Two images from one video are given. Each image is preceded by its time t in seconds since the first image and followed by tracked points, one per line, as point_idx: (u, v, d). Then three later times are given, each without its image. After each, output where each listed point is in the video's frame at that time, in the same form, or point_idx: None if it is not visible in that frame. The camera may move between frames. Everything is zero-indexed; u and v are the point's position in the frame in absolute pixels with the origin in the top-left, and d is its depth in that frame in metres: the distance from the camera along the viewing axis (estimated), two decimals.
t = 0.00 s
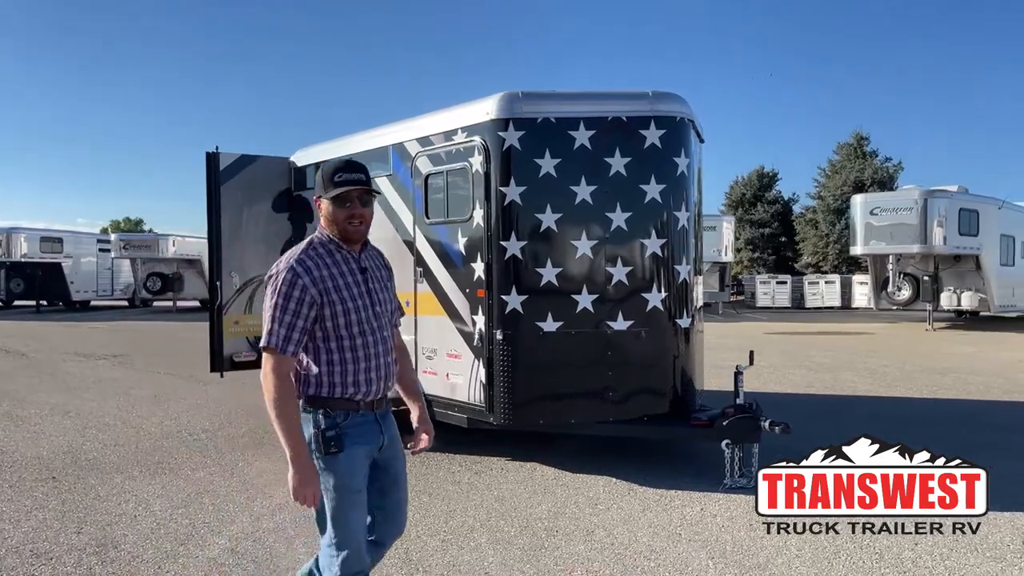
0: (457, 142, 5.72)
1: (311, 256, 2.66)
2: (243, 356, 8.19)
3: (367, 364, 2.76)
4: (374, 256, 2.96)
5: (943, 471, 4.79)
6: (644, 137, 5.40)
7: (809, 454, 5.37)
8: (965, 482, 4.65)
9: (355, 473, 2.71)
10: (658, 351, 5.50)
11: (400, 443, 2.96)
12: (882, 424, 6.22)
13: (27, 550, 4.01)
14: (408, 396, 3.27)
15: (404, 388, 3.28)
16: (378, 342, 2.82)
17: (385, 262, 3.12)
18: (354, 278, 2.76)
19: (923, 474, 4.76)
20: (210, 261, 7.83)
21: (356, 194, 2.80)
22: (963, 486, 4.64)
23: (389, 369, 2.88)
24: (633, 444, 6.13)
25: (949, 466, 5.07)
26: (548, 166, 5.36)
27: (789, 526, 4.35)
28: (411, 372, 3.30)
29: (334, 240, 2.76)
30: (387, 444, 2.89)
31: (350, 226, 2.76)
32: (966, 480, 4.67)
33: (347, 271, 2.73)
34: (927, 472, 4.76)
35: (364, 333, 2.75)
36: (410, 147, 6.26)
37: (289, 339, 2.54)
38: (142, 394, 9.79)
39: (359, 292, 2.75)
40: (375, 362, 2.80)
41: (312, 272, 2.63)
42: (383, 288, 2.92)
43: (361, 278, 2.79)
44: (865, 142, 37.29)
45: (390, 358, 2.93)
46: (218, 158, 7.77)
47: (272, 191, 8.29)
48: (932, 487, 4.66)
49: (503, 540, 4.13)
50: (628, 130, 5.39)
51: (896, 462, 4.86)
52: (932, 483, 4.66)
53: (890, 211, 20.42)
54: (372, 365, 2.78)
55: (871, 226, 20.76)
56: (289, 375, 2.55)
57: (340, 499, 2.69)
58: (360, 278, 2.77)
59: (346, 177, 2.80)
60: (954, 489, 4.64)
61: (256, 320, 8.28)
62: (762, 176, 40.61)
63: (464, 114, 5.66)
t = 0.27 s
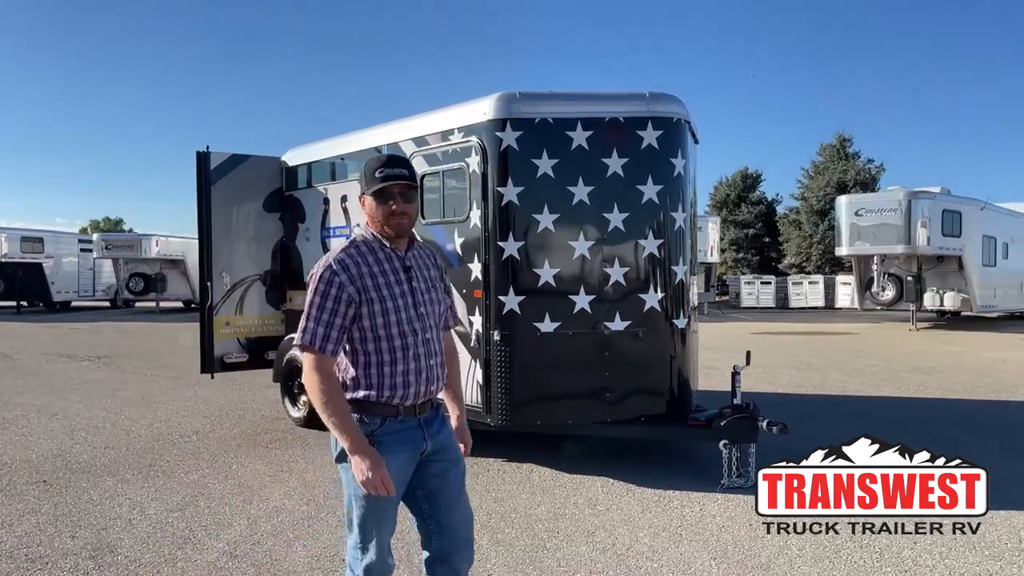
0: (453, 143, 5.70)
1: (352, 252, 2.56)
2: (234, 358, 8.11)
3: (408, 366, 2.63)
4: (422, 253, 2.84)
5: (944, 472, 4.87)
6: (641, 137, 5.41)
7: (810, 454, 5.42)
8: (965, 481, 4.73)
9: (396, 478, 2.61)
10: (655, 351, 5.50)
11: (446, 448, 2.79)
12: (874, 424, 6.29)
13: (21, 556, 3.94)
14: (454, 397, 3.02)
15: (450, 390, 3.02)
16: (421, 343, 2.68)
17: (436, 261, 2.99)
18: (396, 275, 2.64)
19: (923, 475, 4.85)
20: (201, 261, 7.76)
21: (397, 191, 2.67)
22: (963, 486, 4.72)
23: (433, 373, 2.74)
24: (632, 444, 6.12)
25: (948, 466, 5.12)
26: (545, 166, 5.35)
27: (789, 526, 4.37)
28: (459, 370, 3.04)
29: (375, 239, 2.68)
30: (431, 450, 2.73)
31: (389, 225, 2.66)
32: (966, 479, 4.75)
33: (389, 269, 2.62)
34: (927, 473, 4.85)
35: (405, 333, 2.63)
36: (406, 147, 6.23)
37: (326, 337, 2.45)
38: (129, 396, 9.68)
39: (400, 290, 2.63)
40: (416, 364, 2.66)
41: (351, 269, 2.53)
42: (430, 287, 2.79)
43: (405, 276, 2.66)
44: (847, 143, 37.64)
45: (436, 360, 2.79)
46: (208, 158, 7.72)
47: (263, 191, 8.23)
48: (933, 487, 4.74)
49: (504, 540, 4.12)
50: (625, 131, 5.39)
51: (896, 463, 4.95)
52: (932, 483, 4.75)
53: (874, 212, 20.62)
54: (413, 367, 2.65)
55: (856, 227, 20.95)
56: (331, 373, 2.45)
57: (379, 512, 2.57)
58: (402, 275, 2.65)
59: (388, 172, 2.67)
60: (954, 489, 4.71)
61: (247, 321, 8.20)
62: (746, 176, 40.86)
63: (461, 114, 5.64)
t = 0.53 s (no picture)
0: (450, 144, 5.69)
1: (405, 257, 2.56)
2: (226, 360, 8.05)
3: (453, 376, 2.57)
4: (485, 261, 2.77)
5: (944, 472, 4.97)
6: (639, 139, 5.41)
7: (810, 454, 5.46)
8: (965, 481, 4.81)
9: (431, 490, 2.55)
10: (652, 352, 5.52)
11: (493, 464, 2.68)
12: (867, 424, 6.35)
13: (16, 563, 3.89)
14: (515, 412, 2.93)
15: (511, 406, 2.94)
16: (471, 353, 2.61)
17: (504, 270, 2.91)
18: (450, 281, 2.59)
19: (923, 475, 4.94)
20: (192, 262, 7.70)
21: (459, 195, 2.62)
22: (963, 486, 4.80)
23: (483, 386, 2.65)
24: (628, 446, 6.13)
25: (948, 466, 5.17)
26: (543, 168, 5.35)
27: (788, 527, 4.37)
28: (521, 386, 2.96)
29: (434, 245, 2.64)
30: (475, 464, 2.64)
31: (446, 232, 2.61)
32: (966, 480, 4.83)
33: (442, 276, 2.58)
34: (927, 474, 4.94)
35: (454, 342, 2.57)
36: (402, 148, 6.21)
37: (370, 339, 2.46)
38: (118, 398, 9.59)
39: (453, 298, 2.58)
40: (463, 374, 2.59)
41: (401, 274, 2.52)
42: (489, 297, 2.71)
43: (460, 283, 2.61)
44: (831, 145, 37.95)
45: (489, 373, 2.70)
46: (199, 158, 7.66)
47: (255, 192, 8.18)
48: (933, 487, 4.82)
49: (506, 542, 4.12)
50: (623, 132, 5.40)
51: (896, 464, 5.05)
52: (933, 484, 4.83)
53: (859, 213, 20.80)
54: (459, 378, 2.58)
55: (842, 228, 21.12)
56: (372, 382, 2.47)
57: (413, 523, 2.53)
58: (457, 282, 2.60)
59: (451, 176, 2.62)
60: (955, 489, 4.79)
61: (239, 323, 8.14)
62: (731, 176, 41.02)
63: (458, 115, 5.63)
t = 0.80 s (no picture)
0: (451, 144, 5.69)
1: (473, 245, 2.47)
2: (222, 360, 8.01)
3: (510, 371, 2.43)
4: (562, 254, 2.59)
5: (944, 472, 5.01)
6: (640, 139, 5.43)
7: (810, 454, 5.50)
8: (965, 481, 4.86)
9: (484, 485, 2.44)
10: (653, 352, 5.53)
11: (554, 466, 2.51)
12: (865, 424, 6.40)
13: (18, 566, 3.85)
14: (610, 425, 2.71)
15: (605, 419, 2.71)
16: (532, 349, 2.45)
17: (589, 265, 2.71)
18: (514, 273, 2.45)
19: (923, 475, 4.99)
20: (189, 262, 7.65)
21: (533, 185, 2.47)
22: (963, 486, 4.84)
23: (547, 386, 2.47)
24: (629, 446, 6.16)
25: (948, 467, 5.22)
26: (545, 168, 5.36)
27: (788, 527, 4.37)
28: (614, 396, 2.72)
29: (505, 237, 2.53)
30: (532, 464, 2.49)
31: (517, 224, 2.49)
32: (966, 480, 4.88)
33: (508, 267, 2.44)
34: (928, 474, 4.99)
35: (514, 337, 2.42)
36: (402, 148, 6.19)
37: (428, 328, 2.42)
38: (110, 399, 9.51)
39: (517, 290, 2.44)
40: (522, 370, 2.44)
41: (465, 262, 2.44)
42: (561, 291, 2.53)
43: (527, 276, 2.46)
44: (819, 146, 38.20)
45: (554, 371, 2.52)
46: (196, 158, 7.60)
47: (252, 191, 8.13)
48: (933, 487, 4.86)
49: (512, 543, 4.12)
50: (624, 132, 5.41)
51: (896, 464, 5.11)
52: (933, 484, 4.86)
53: (849, 214, 20.95)
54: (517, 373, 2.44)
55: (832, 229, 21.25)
56: (427, 366, 2.43)
57: (463, 518, 2.44)
58: (523, 275, 2.45)
59: (527, 165, 2.48)
60: (954, 489, 4.82)
61: (235, 323, 8.10)
62: (720, 177, 41.20)
63: (460, 115, 5.63)
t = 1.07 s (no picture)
0: (456, 144, 5.70)
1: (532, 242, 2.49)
2: (222, 361, 7.98)
3: (559, 370, 2.43)
4: (623, 255, 2.54)
5: (944, 472, 5.03)
6: (646, 141, 5.45)
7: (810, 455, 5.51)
8: (965, 481, 4.88)
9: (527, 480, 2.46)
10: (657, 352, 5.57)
11: (600, 469, 2.50)
12: (865, 424, 6.44)
13: (28, 568, 3.83)
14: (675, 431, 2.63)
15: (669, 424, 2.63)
16: (583, 349, 2.43)
17: (654, 267, 2.65)
18: (569, 272, 2.44)
19: (924, 475, 5.01)
20: (189, 262, 7.63)
21: (594, 184, 2.46)
22: (963, 485, 4.86)
23: (596, 386, 2.45)
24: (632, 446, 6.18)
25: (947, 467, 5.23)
26: (551, 168, 5.38)
27: (788, 526, 4.39)
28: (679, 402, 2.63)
29: (566, 236, 2.52)
30: (578, 464, 2.48)
31: (578, 223, 2.48)
32: (966, 480, 4.90)
33: (564, 266, 2.44)
34: (928, 474, 5.01)
35: (565, 336, 2.42)
36: (406, 148, 6.19)
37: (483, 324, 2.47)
38: (108, 400, 9.45)
39: (570, 290, 2.43)
40: (571, 370, 2.43)
41: (522, 259, 2.46)
42: (618, 292, 2.49)
43: (582, 276, 2.45)
44: (810, 147, 38.40)
45: (606, 373, 2.48)
46: (196, 157, 7.57)
47: (252, 190, 8.11)
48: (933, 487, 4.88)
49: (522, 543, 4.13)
50: (630, 133, 5.43)
51: (896, 464, 5.13)
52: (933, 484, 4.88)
53: (841, 215, 21.08)
54: (566, 373, 2.43)
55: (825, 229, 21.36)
56: (485, 358, 2.49)
57: (505, 510, 2.46)
58: (577, 275, 2.44)
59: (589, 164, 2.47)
60: (954, 489, 4.84)
61: (235, 323, 8.07)
62: (711, 178, 41.33)
63: (466, 116, 5.63)
